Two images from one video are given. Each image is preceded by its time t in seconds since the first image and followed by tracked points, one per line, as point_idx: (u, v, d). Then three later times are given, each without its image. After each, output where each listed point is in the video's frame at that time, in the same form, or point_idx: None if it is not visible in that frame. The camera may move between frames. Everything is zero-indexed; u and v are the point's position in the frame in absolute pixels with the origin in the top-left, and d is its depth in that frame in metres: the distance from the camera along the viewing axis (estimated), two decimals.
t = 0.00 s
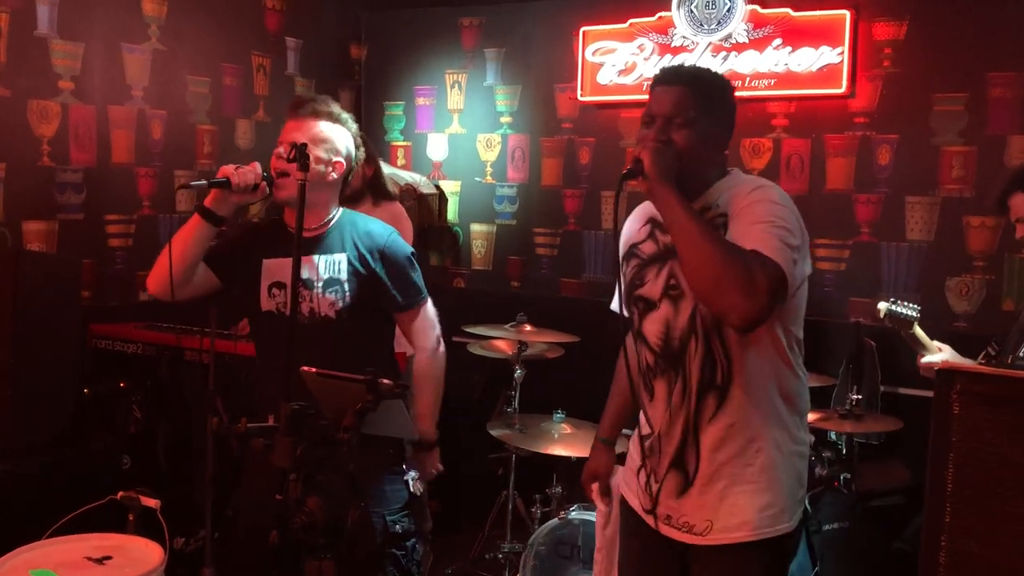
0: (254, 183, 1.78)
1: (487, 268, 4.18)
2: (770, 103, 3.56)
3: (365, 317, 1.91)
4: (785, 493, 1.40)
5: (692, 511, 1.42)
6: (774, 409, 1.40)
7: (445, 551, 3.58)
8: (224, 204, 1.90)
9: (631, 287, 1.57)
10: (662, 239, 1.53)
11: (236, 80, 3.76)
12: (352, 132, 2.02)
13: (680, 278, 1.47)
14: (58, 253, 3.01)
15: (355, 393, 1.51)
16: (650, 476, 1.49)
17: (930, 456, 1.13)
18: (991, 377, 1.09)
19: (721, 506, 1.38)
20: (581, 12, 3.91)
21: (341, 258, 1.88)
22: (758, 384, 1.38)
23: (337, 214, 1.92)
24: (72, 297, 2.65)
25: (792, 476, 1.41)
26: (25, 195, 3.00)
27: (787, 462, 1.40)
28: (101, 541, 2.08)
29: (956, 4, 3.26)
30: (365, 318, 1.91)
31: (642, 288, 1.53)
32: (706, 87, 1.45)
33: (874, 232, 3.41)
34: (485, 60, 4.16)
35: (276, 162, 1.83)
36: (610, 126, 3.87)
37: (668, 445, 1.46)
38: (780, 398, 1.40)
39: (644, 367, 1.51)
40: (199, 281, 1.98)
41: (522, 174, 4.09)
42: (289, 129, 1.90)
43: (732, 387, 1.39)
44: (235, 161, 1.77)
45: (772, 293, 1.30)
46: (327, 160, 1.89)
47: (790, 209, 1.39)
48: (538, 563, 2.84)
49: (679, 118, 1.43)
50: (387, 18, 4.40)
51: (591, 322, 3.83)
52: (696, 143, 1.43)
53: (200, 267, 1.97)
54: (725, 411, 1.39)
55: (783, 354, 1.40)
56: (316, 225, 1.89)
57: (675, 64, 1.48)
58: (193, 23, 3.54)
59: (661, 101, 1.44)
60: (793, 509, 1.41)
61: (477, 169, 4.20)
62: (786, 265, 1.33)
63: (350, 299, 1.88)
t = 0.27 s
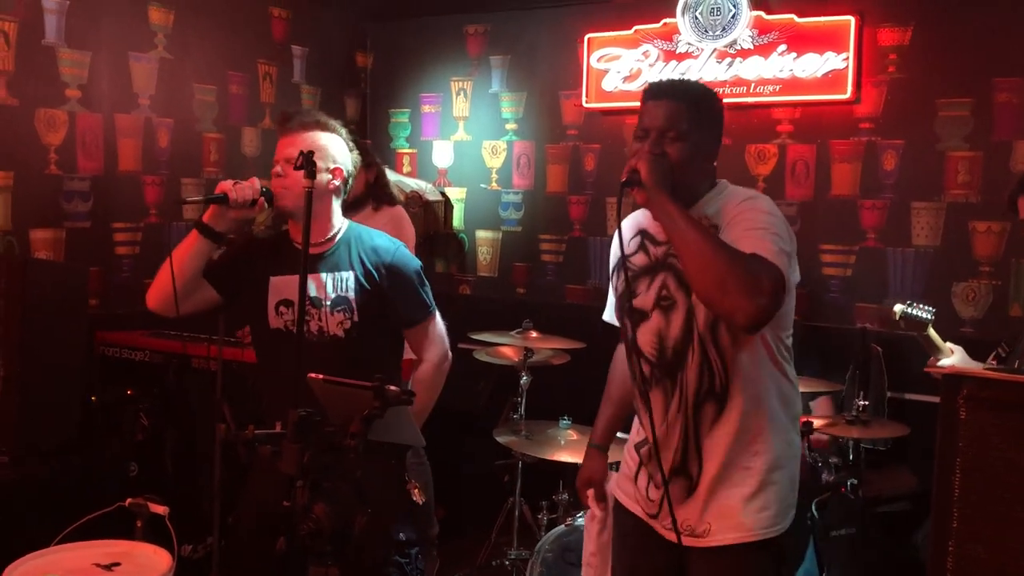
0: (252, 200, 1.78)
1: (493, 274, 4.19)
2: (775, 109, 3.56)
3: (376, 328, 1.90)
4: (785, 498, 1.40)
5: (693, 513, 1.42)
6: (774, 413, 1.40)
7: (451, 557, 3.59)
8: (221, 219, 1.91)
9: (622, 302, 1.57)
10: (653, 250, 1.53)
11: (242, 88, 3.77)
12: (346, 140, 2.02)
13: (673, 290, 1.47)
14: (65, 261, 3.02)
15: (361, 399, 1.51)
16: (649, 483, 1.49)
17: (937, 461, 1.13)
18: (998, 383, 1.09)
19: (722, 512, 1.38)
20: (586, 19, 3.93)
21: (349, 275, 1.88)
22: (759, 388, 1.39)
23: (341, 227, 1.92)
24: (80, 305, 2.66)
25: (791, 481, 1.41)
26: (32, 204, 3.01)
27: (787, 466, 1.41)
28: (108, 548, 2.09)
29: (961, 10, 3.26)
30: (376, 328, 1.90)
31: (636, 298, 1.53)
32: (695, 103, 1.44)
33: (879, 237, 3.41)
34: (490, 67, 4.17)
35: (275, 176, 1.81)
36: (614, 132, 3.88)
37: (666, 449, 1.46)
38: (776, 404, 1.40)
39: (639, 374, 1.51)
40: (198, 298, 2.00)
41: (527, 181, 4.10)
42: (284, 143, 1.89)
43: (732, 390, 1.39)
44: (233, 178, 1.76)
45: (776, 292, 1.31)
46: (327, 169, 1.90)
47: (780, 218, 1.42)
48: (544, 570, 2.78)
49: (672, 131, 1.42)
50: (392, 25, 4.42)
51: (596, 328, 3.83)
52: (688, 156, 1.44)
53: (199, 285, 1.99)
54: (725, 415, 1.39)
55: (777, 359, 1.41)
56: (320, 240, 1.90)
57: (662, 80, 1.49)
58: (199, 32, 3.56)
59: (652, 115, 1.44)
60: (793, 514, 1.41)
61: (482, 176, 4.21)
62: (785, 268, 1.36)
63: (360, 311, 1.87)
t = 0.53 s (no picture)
0: (241, 213, 1.72)
1: (500, 282, 4.19)
2: (781, 117, 3.57)
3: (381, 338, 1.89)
4: (784, 500, 1.40)
5: (694, 516, 1.41)
6: (774, 414, 1.41)
7: (458, 566, 3.58)
8: (209, 234, 1.87)
9: (629, 296, 1.56)
10: (663, 248, 1.52)
11: (250, 97, 3.79)
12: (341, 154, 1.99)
13: (682, 286, 1.46)
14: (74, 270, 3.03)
15: (368, 407, 1.52)
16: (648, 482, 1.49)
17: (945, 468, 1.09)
18: (1006, 387, 1.04)
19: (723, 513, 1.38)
20: (592, 28, 3.94)
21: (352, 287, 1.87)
22: (761, 389, 1.39)
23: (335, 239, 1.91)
24: (89, 313, 2.67)
25: (792, 484, 1.41)
26: (41, 213, 3.02)
27: (786, 467, 1.41)
28: (116, 555, 2.09)
29: (966, 17, 3.26)
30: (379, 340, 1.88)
31: (643, 294, 1.52)
32: (709, 105, 1.44)
33: (886, 244, 3.41)
34: (497, 76, 4.19)
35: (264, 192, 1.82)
36: (620, 140, 3.89)
37: (668, 451, 1.45)
38: (778, 407, 1.41)
39: (641, 373, 1.51)
40: (192, 309, 1.97)
41: (534, 189, 4.10)
42: (274, 158, 1.84)
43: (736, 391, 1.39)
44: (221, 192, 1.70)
45: (790, 292, 1.32)
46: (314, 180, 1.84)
47: (791, 220, 1.42)
48: None
49: (687, 132, 1.43)
50: (399, 34, 4.44)
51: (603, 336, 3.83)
52: (702, 157, 1.44)
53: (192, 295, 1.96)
54: (729, 416, 1.39)
55: (780, 362, 1.42)
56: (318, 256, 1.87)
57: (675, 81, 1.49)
58: (207, 41, 3.58)
59: (665, 115, 1.44)
60: (792, 517, 1.42)
61: (489, 184, 4.22)
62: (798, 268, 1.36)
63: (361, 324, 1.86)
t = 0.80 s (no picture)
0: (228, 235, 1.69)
1: (505, 290, 4.19)
2: (786, 125, 3.56)
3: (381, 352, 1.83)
4: (797, 515, 1.36)
5: (705, 531, 1.37)
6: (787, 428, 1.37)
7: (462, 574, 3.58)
8: (198, 257, 1.82)
9: (639, 306, 1.54)
10: (674, 258, 1.50)
11: (256, 105, 3.80)
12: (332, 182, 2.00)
13: (693, 299, 1.44)
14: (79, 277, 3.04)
15: (374, 414, 1.52)
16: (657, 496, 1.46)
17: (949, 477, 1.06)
18: (1013, 395, 1.01)
19: (735, 527, 1.34)
20: (597, 36, 3.95)
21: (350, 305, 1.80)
22: (773, 403, 1.36)
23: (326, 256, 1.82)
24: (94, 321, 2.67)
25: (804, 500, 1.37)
26: (47, 220, 3.03)
27: (799, 483, 1.37)
28: (120, 563, 2.09)
29: (971, 25, 3.26)
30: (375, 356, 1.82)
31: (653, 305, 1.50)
32: (727, 113, 1.44)
33: (891, 252, 3.40)
34: (502, 84, 4.20)
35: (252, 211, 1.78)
36: (625, 148, 3.89)
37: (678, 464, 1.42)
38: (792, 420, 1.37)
39: (650, 386, 1.48)
40: (185, 332, 1.92)
41: (539, 197, 4.11)
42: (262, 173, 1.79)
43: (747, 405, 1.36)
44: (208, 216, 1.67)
45: (795, 319, 1.28)
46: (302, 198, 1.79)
47: (805, 240, 1.39)
48: None
49: (704, 139, 1.42)
50: (404, 43, 4.45)
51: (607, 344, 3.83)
52: (720, 165, 1.43)
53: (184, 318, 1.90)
54: (740, 430, 1.35)
55: (792, 375, 1.38)
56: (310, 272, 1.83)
57: (695, 89, 1.48)
58: (213, 49, 3.59)
59: (683, 122, 1.43)
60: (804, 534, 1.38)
61: (494, 192, 4.22)
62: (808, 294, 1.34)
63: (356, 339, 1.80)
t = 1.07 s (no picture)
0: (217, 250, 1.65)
1: (507, 296, 4.20)
2: (788, 131, 3.57)
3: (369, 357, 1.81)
4: (801, 522, 1.36)
5: (710, 536, 1.37)
6: (794, 434, 1.36)
7: None
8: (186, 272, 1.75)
9: (647, 306, 1.54)
10: (684, 260, 1.50)
11: (259, 111, 3.81)
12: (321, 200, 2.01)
13: (703, 301, 1.43)
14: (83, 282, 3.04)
15: (377, 418, 1.53)
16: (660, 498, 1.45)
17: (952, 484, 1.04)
18: (1016, 401, 1.00)
19: (741, 534, 1.34)
20: (600, 42, 3.95)
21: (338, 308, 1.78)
22: (781, 409, 1.35)
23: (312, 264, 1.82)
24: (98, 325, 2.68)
25: (808, 508, 1.37)
26: (51, 225, 3.04)
27: (804, 489, 1.37)
28: (122, 567, 2.09)
29: (974, 31, 3.26)
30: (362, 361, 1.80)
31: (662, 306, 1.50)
32: (742, 118, 1.44)
33: (894, 258, 3.40)
34: (505, 90, 4.20)
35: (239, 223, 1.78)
36: (627, 155, 3.89)
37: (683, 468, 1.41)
38: (799, 427, 1.37)
39: (656, 387, 1.48)
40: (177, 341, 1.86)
41: (541, 202, 4.11)
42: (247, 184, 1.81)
43: (754, 410, 1.35)
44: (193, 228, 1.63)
45: (807, 321, 1.29)
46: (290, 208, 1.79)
47: (816, 243, 1.39)
48: None
49: (716, 140, 1.42)
50: (408, 49, 4.46)
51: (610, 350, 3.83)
52: (733, 167, 1.43)
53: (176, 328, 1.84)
54: (747, 435, 1.35)
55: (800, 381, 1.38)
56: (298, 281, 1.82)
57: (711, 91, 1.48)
58: (217, 55, 3.60)
59: (697, 122, 1.43)
60: (808, 540, 1.37)
61: (496, 198, 4.23)
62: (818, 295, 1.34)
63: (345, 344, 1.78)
